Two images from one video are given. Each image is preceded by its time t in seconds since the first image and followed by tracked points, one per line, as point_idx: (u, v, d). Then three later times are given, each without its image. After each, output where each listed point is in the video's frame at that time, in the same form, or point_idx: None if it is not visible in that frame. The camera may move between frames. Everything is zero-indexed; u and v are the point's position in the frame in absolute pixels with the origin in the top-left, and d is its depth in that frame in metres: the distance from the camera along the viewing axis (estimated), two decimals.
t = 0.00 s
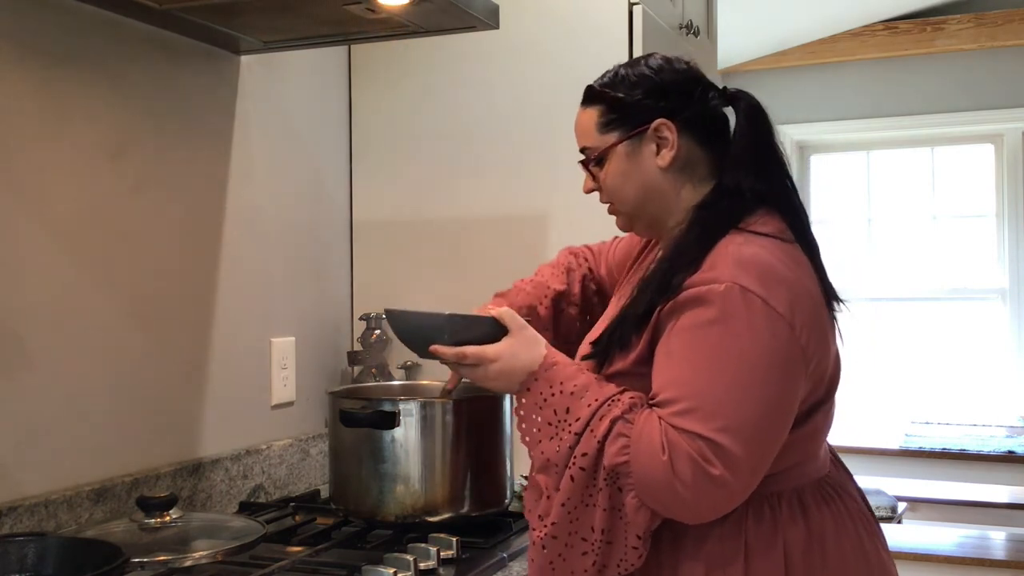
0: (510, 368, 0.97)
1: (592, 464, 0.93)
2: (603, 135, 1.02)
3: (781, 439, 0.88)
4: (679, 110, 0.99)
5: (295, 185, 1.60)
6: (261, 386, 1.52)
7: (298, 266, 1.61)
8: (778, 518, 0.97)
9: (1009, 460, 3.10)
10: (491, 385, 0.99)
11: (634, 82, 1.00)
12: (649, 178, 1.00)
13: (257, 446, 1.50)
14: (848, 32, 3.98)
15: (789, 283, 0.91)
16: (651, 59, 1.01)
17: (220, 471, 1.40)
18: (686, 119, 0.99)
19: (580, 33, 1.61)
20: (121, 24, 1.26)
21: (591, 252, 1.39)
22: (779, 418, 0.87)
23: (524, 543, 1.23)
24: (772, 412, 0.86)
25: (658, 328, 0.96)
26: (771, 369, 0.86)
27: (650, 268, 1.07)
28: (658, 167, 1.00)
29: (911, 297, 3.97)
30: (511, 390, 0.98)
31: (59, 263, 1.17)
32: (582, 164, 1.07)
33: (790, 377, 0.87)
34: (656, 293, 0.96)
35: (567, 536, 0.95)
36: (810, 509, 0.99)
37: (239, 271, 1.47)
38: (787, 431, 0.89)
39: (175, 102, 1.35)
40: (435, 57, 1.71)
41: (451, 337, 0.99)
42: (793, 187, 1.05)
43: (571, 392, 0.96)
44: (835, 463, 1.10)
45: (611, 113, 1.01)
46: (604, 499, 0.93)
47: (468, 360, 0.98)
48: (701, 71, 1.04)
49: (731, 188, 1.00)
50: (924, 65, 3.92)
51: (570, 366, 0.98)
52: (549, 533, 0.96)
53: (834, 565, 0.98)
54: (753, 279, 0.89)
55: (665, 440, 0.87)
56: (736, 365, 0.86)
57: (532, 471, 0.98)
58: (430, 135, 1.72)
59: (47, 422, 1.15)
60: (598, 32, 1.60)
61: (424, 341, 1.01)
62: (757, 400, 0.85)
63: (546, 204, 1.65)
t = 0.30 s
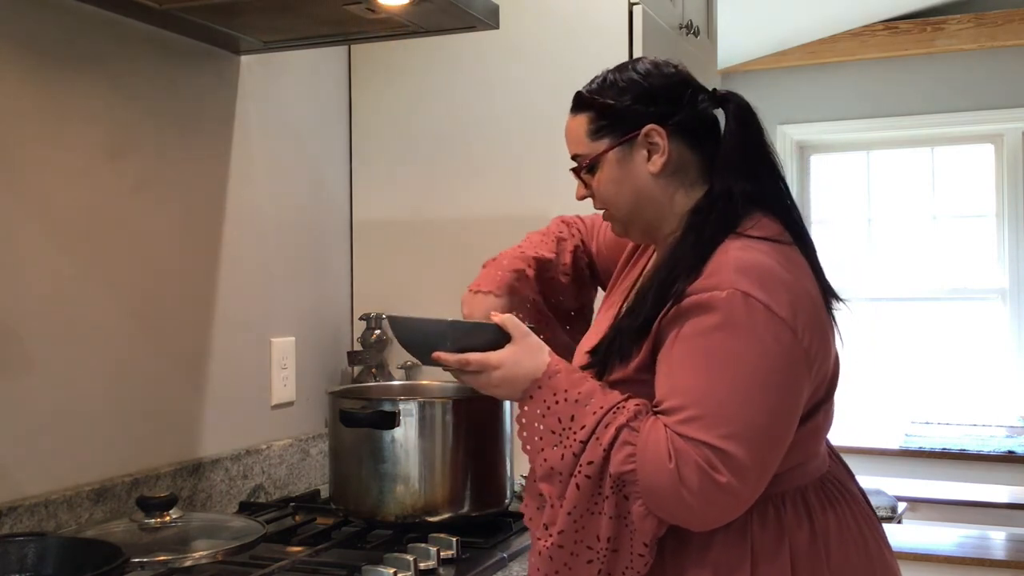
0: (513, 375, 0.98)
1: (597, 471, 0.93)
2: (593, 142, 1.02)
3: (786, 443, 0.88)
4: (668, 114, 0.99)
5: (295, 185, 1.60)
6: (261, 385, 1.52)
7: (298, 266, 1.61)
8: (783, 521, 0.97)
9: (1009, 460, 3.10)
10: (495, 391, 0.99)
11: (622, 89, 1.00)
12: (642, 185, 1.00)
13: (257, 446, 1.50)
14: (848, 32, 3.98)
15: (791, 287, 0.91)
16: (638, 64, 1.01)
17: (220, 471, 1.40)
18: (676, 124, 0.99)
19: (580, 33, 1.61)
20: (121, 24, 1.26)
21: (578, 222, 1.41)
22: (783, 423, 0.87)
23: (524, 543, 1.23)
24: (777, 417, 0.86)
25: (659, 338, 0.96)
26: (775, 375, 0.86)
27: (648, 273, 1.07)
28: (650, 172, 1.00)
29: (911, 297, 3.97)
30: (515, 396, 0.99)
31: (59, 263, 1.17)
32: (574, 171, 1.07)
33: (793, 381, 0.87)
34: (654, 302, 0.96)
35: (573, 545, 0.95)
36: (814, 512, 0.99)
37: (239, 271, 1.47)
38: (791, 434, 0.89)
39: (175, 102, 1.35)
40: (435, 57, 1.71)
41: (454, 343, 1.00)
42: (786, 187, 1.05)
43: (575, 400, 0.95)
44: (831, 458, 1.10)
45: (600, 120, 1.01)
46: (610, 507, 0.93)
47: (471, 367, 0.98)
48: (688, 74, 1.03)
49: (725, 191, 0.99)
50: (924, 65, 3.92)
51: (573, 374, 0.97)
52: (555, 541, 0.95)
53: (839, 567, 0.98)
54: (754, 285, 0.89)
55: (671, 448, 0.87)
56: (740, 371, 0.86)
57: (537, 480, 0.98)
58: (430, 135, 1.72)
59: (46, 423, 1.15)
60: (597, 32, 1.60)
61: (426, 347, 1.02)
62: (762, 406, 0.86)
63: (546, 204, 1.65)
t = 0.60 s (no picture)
0: (516, 372, 0.97)
1: (601, 467, 0.93)
2: (592, 141, 1.02)
3: (788, 439, 0.88)
4: (667, 114, 0.99)
5: (295, 186, 1.60)
6: (261, 385, 1.52)
7: (298, 265, 1.61)
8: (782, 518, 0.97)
9: (1009, 460, 3.10)
10: (496, 389, 0.99)
11: (621, 88, 1.01)
12: (641, 184, 1.01)
13: (257, 446, 1.50)
14: (848, 32, 3.98)
15: (791, 283, 0.91)
16: (638, 64, 1.02)
17: (220, 471, 1.40)
18: (674, 123, 0.99)
19: (580, 33, 1.61)
20: (121, 24, 1.26)
21: (566, 225, 1.41)
22: (785, 418, 0.87)
23: (524, 543, 1.23)
24: (780, 412, 0.86)
25: (660, 335, 0.96)
26: (778, 369, 0.86)
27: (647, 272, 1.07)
28: (649, 172, 1.00)
29: (911, 297, 3.97)
30: (516, 394, 0.98)
31: (59, 263, 1.17)
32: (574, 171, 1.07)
33: (796, 376, 0.87)
34: (654, 300, 0.96)
35: (575, 541, 0.95)
36: (814, 510, 0.99)
37: (239, 271, 1.47)
38: (794, 430, 0.89)
39: (175, 102, 1.35)
40: (435, 57, 1.71)
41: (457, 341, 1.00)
42: (784, 187, 1.05)
43: (578, 396, 0.95)
44: (830, 456, 1.10)
45: (599, 120, 1.02)
46: (614, 504, 0.92)
47: (473, 364, 0.97)
48: (688, 74, 1.04)
49: (722, 189, 1.00)
50: (924, 65, 3.92)
51: (576, 370, 0.97)
52: (558, 538, 0.95)
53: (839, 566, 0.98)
54: (755, 281, 0.89)
55: (675, 444, 0.87)
56: (743, 367, 0.86)
57: (539, 476, 0.98)
58: (430, 135, 1.72)
59: (46, 423, 1.15)
60: (597, 32, 1.60)
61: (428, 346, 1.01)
62: (766, 400, 0.86)
63: (546, 204, 1.65)
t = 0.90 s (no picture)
0: (516, 358, 0.96)
1: (601, 450, 0.93)
2: (600, 131, 1.02)
3: (787, 426, 0.89)
4: (676, 109, 1.00)
5: (295, 185, 1.60)
6: (261, 385, 1.52)
7: (298, 264, 1.62)
8: (778, 511, 0.97)
9: (1009, 460, 3.10)
10: (495, 375, 0.97)
11: (633, 80, 1.01)
12: (645, 176, 1.01)
13: (257, 446, 1.50)
14: (849, 32, 3.98)
15: (791, 272, 0.92)
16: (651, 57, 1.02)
17: (220, 471, 1.41)
18: (683, 118, 1.00)
19: (580, 33, 1.61)
20: (121, 24, 1.26)
21: (588, 229, 1.41)
22: (785, 404, 0.87)
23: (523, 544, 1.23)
24: (780, 397, 0.87)
25: (661, 323, 0.96)
26: (779, 355, 0.87)
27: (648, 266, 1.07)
28: (654, 164, 1.00)
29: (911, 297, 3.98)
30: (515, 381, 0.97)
31: (59, 264, 1.17)
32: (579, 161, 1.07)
33: (796, 364, 0.88)
34: (656, 288, 0.96)
35: (574, 525, 0.94)
36: (810, 508, 0.99)
37: (239, 270, 1.47)
38: (792, 418, 0.90)
39: (175, 102, 1.35)
40: (435, 57, 1.71)
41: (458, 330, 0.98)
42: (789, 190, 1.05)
43: (579, 378, 0.95)
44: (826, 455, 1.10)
45: (609, 110, 1.02)
46: (613, 487, 0.92)
47: (473, 353, 0.95)
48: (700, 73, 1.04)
49: (723, 184, 1.00)
50: (924, 65, 3.92)
51: (576, 353, 0.97)
52: (557, 521, 0.94)
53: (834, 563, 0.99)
54: (756, 269, 0.90)
55: (677, 428, 0.87)
56: (744, 352, 0.86)
57: (538, 459, 0.97)
58: (429, 135, 1.72)
59: (46, 423, 1.15)
60: (597, 32, 1.60)
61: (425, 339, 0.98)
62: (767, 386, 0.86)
63: (545, 204, 1.65)
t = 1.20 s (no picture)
0: (510, 360, 0.96)
1: (597, 449, 0.93)
2: (627, 115, 1.01)
3: (782, 427, 0.89)
4: (704, 106, 1.00)
5: (295, 185, 1.61)
6: (261, 385, 1.52)
7: (298, 264, 1.62)
8: (770, 512, 0.97)
9: (1009, 460, 3.10)
10: (490, 377, 0.97)
11: (665, 69, 1.01)
12: (662, 166, 1.00)
13: (257, 446, 1.50)
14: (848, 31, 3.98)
15: (792, 273, 0.92)
16: (686, 51, 1.02)
17: (220, 470, 1.41)
18: (711, 115, 1.00)
19: (580, 32, 1.61)
20: (121, 25, 1.26)
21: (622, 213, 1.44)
22: (781, 404, 0.87)
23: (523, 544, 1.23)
24: (776, 397, 0.87)
25: (662, 318, 0.96)
26: (776, 354, 0.87)
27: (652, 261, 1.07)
28: (675, 156, 1.00)
29: (911, 297, 3.98)
30: (510, 383, 0.97)
31: (59, 264, 1.17)
32: (596, 141, 1.06)
33: (793, 365, 0.88)
34: (658, 281, 0.96)
35: (573, 523, 0.94)
36: (802, 510, 0.99)
37: (240, 269, 1.47)
38: (788, 419, 0.90)
39: (175, 101, 1.35)
40: (435, 57, 1.71)
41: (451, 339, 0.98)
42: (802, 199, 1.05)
43: (573, 377, 0.95)
44: (823, 461, 1.11)
45: (637, 95, 1.01)
46: (609, 484, 0.93)
47: (468, 358, 0.95)
48: (731, 77, 1.04)
49: (735, 182, 1.00)
50: (924, 65, 3.92)
51: (571, 352, 0.97)
52: (556, 520, 0.94)
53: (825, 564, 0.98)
54: (758, 269, 0.90)
55: (670, 425, 0.87)
56: (742, 350, 0.86)
57: (534, 459, 0.97)
58: (429, 135, 1.72)
59: (46, 423, 1.15)
60: (597, 32, 1.60)
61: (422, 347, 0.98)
62: (763, 386, 0.86)
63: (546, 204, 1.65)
